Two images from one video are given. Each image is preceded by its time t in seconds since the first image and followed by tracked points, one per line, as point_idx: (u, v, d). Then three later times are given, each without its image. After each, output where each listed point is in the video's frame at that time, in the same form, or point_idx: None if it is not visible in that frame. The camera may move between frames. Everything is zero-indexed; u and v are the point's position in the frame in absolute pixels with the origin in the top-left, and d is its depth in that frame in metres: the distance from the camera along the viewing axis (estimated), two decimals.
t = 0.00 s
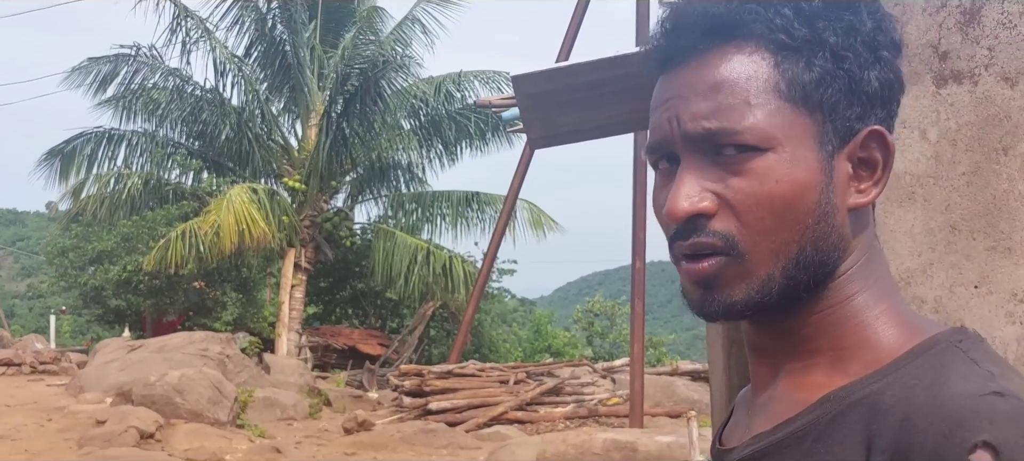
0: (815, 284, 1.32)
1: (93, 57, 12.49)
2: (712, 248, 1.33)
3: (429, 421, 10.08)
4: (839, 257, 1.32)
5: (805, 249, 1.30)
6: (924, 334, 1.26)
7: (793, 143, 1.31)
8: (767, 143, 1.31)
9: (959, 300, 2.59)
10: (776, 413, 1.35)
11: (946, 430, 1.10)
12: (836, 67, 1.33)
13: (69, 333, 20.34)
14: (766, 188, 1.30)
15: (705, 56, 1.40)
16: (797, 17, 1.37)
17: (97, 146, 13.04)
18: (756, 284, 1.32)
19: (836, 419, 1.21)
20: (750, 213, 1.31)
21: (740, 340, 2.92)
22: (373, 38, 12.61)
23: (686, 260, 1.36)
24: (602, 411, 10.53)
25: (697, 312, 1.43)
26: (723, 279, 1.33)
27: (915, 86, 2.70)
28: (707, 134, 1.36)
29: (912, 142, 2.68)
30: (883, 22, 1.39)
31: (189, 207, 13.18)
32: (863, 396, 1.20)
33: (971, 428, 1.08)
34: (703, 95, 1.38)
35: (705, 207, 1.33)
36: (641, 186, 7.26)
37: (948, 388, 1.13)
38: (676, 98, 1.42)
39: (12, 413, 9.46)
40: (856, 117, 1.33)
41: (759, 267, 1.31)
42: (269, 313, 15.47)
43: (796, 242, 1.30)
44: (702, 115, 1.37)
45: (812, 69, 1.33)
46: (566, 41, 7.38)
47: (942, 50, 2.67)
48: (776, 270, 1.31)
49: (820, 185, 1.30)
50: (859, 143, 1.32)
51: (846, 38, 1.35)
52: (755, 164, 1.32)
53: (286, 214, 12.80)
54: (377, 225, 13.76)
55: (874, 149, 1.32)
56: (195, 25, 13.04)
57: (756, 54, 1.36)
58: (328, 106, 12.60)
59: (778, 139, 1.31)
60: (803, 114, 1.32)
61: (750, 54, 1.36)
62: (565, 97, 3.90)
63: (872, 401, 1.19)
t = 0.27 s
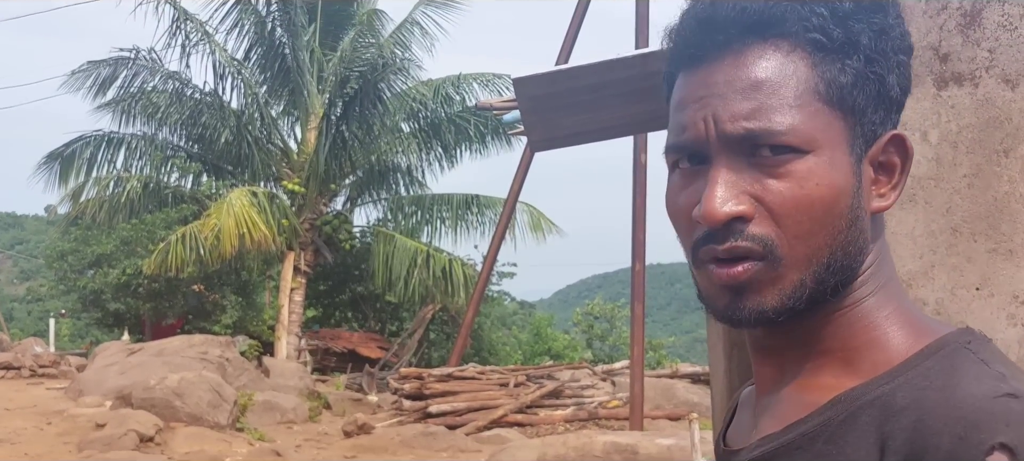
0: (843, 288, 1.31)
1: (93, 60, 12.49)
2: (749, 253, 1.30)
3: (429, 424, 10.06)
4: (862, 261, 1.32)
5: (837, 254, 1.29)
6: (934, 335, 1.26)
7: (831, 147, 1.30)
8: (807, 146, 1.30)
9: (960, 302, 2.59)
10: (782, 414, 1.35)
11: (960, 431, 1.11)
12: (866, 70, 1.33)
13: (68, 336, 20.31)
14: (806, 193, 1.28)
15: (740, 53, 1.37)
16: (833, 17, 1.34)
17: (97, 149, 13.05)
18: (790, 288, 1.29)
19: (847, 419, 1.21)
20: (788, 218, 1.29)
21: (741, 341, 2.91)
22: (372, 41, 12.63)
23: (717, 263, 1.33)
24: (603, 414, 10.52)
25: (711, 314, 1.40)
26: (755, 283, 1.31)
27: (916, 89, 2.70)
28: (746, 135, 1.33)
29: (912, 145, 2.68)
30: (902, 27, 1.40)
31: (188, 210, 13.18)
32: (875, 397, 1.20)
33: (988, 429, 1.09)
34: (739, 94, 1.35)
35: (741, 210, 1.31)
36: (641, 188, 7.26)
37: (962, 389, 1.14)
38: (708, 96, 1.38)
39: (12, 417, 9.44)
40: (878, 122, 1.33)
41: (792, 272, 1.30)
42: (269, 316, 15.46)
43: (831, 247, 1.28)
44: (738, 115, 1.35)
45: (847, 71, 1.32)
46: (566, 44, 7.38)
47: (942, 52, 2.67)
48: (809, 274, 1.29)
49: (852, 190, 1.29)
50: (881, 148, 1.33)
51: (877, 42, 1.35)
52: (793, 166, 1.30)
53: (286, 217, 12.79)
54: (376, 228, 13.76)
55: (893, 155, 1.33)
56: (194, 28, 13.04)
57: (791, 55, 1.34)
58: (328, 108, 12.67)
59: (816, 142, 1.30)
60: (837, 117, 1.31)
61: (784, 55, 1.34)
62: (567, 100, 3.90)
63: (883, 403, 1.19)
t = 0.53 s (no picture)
0: (857, 299, 1.30)
1: (92, 65, 12.49)
2: (765, 264, 1.30)
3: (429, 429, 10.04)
4: (876, 272, 1.31)
5: (852, 264, 1.28)
6: (948, 347, 1.26)
7: (848, 159, 1.29)
8: (824, 157, 1.29)
9: (961, 308, 2.58)
10: (797, 426, 1.34)
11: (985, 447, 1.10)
12: (881, 80, 1.32)
13: (67, 342, 20.28)
14: (822, 204, 1.28)
15: (755, 63, 1.36)
16: (847, 26, 1.34)
17: (96, 155, 13.03)
18: (807, 299, 1.29)
19: (866, 434, 1.19)
20: (804, 229, 1.28)
21: (744, 347, 2.91)
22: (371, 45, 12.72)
23: (733, 274, 1.32)
24: (603, 419, 10.51)
25: (724, 323, 1.40)
26: (771, 295, 1.30)
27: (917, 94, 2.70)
28: (761, 147, 1.33)
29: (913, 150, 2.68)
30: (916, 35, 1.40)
31: (187, 215, 13.18)
32: (893, 411, 1.18)
33: (1015, 447, 1.08)
34: (755, 105, 1.34)
35: (757, 221, 1.30)
36: (641, 193, 7.26)
37: (983, 405, 1.13)
38: (723, 107, 1.37)
39: (10, 422, 9.42)
40: (892, 132, 1.33)
41: (808, 283, 1.29)
42: (268, 321, 15.45)
43: (847, 258, 1.28)
44: (754, 127, 1.34)
45: (862, 82, 1.31)
46: (565, 49, 7.39)
47: (943, 57, 2.68)
48: (825, 285, 1.29)
49: (868, 201, 1.29)
50: (894, 158, 1.33)
51: (892, 51, 1.34)
52: (810, 178, 1.30)
53: (286, 222, 12.79)
54: (375, 233, 13.75)
55: (907, 165, 1.33)
56: (193, 33, 13.05)
57: (807, 65, 1.33)
58: (327, 114, 12.76)
59: (832, 154, 1.29)
60: (852, 128, 1.31)
61: (800, 65, 1.33)
62: (567, 105, 3.90)
63: (902, 418, 1.17)
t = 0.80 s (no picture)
0: (850, 309, 1.31)
1: (90, 78, 12.51)
2: (757, 277, 1.31)
3: (430, 436, 10.03)
4: (869, 282, 1.32)
5: (843, 275, 1.29)
6: (946, 355, 1.26)
7: (838, 171, 1.30)
8: (813, 171, 1.30)
9: (959, 310, 2.59)
10: (795, 436, 1.35)
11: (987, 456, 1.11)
12: (871, 92, 1.33)
13: (67, 354, 20.25)
14: (812, 217, 1.29)
15: (744, 79, 1.36)
16: (835, 40, 1.34)
17: (94, 167, 13.03)
18: (800, 311, 1.30)
19: (867, 444, 1.18)
20: (794, 242, 1.29)
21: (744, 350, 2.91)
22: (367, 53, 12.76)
23: (727, 287, 1.33)
24: (604, 424, 10.51)
25: (720, 334, 1.40)
26: (763, 307, 1.31)
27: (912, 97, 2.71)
28: (752, 161, 1.33)
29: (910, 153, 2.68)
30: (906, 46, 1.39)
31: (185, 226, 13.18)
32: (892, 419, 1.18)
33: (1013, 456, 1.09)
34: (744, 120, 1.35)
35: (749, 234, 1.31)
36: (640, 198, 7.26)
37: (982, 413, 1.14)
38: (714, 122, 1.38)
39: (11, 436, 9.41)
40: (882, 144, 1.33)
41: (801, 295, 1.30)
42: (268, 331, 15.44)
43: (837, 270, 1.29)
44: (745, 142, 1.34)
45: (852, 95, 1.32)
46: (561, 56, 7.40)
47: (938, 60, 2.68)
48: (818, 297, 1.30)
49: (860, 213, 1.29)
50: (886, 168, 1.33)
51: (881, 64, 1.34)
52: (801, 191, 1.30)
53: (284, 231, 12.79)
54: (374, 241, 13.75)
55: (898, 175, 1.34)
56: (190, 44, 13.07)
57: (796, 79, 1.34)
58: (325, 122, 12.72)
59: (822, 168, 1.30)
60: (843, 141, 1.31)
61: (790, 79, 1.34)
62: (564, 112, 3.90)
63: (902, 426, 1.17)
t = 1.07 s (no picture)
0: (838, 307, 1.31)
1: (86, 86, 12.52)
2: (741, 277, 1.32)
3: (430, 441, 10.03)
4: (857, 280, 1.32)
5: (829, 273, 1.30)
6: (940, 350, 1.27)
7: (819, 171, 1.31)
8: (793, 171, 1.31)
9: (957, 308, 2.60)
10: (792, 433, 1.36)
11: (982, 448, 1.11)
12: (852, 91, 1.33)
13: (65, 362, 20.22)
14: (794, 217, 1.29)
15: (726, 82, 1.38)
16: (814, 41, 1.35)
17: (92, 175, 13.01)
18: (785, 310, 1.31)
19: (863, 438, 1.20)
20: (776, 243, 1.30)
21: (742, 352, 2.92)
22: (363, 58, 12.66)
23: (712, 288, 1.34)
24: (604, 427, 10.51)
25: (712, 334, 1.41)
26: (749, 308, 1.32)
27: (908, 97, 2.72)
28: (733, 164, 1.34)
29: (907, 152, 2.68)
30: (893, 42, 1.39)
31: (184, 233, 13.19)
32: (887, 415, 1.19)
33: (1008, 448, 1.09)
34: (724, 123, 1.36)
35: (731, 235, 1.32)
36: (638, 201, 7.28)
37: (976, 406, 1.14)
38: (695, 127, 1.39)
39: (10, 445, 9.40)
40: (869, 141, 1.33)
41: (787, 293, 1.31)
42: (267, 337, 15.43)
43: (822, 268, 1.29)
44: (724, 145, 1.36)
45: (832, 94, 1.32)
46: (557, 59, 7.42)
47: (932, 60, 2.69)
48: (803, 295, 1.30)
49: (843, 211, 1.30)
50: (874, 166, 1.33)
51: (863, 63, 1.34)
52: (782, 192, 1.31)
53: (282, 237, 12.80)
54: (373, 246, 13.77)
55: (887, 172, 1.33)
56: (187, 51, 13.09)
57: (776, 81, 1.35)
58: (323, 127, 12.76)
59: (803, 168, 1.31)
60: (825, 141, 1.32)
61: (769, 81, 1.35)
62: (560, 116, 3.92)
63: (896, 421, 1.18)
